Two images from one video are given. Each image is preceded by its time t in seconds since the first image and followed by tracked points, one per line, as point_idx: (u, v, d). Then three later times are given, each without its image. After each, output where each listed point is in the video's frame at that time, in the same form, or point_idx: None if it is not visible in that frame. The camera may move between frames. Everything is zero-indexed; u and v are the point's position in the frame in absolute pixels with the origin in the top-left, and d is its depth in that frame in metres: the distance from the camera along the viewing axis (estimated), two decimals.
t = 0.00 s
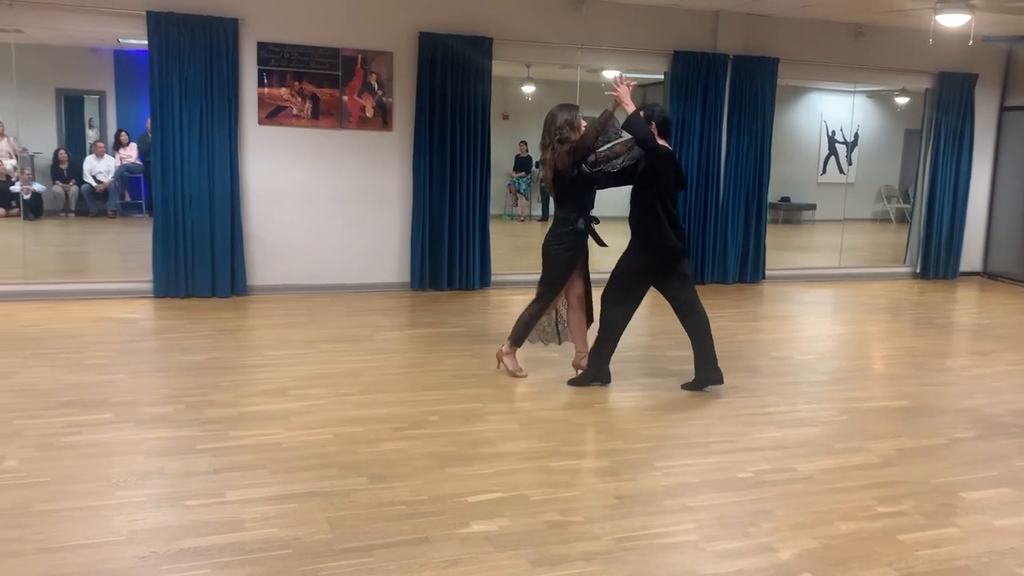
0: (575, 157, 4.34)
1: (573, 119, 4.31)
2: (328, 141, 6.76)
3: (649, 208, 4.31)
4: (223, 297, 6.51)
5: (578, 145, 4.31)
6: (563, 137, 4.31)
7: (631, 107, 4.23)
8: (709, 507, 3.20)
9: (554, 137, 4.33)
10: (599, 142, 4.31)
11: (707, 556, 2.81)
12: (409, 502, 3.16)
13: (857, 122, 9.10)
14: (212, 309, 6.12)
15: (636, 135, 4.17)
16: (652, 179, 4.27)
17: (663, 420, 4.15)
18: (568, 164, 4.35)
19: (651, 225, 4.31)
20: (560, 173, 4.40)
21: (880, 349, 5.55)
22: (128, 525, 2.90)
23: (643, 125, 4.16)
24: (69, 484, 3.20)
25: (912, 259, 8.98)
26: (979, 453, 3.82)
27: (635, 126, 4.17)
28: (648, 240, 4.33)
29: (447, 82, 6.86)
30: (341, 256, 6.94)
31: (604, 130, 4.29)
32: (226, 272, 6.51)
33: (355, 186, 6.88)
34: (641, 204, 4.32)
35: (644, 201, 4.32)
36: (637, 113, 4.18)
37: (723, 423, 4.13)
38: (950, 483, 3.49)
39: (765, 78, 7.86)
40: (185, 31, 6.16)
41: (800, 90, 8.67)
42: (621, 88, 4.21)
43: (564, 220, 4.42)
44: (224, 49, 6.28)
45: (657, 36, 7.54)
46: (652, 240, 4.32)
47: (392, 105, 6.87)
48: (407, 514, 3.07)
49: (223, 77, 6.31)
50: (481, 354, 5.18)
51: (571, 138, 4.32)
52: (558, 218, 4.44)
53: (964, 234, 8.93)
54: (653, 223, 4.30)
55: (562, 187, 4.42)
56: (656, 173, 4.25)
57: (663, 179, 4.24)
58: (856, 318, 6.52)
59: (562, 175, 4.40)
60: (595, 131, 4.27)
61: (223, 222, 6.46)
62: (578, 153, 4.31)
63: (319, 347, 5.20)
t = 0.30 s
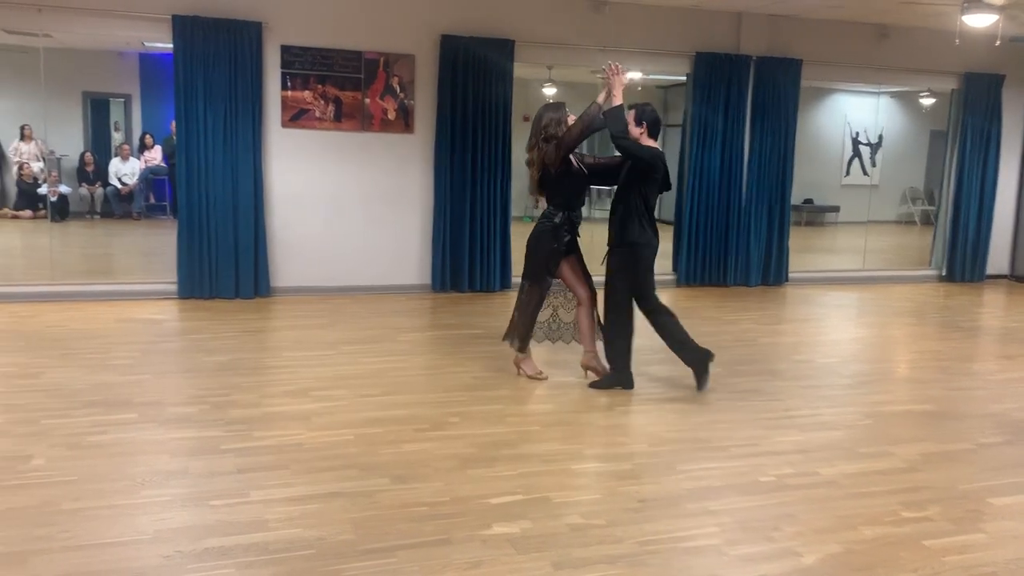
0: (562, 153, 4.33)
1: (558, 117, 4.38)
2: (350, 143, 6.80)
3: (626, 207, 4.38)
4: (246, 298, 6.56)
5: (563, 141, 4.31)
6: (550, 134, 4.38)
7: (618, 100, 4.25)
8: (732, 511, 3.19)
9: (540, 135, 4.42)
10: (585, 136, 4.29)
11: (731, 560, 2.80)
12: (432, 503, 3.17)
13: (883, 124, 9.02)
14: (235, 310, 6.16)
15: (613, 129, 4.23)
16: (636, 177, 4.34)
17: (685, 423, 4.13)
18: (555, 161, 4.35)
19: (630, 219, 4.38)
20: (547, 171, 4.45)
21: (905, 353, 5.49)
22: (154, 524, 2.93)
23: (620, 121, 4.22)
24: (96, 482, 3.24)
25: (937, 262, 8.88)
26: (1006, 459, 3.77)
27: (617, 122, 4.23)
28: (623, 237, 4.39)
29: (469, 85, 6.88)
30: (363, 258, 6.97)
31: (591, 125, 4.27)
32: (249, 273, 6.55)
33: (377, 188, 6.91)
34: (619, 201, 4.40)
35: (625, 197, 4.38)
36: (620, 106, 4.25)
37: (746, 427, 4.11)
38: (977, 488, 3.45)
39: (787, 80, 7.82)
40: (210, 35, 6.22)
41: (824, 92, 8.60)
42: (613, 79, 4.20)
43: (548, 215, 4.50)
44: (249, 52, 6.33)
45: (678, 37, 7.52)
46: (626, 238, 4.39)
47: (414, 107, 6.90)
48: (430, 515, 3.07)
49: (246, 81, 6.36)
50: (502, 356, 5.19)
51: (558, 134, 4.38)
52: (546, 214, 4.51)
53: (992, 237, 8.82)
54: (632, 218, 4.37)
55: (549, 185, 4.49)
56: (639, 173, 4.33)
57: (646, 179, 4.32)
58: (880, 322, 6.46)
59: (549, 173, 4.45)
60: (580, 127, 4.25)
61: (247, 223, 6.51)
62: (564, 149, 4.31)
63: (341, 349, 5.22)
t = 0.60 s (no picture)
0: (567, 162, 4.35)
1: (562, 123, 4.39)
2: (370, 145, 6.82)
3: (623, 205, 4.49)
4: (267, 298, 6.60)
5: (569, 151, 4.32)
6: (553, 140, 4.37)
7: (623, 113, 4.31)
8: (752, 515, 3.17)
9: (543, 141, 4.39)
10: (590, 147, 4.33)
11: (750, 564, 2.78)
12: (451, 505, 3.18)
13: (905, 124, 8.98)
14: (256, 311, 6.20)
15: (620, 140, 4.33)
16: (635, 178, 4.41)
17: (704, 426, 4.11)
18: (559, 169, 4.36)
19: (629, 217, 4.45)
20: (548, 177, 4.43)
21: (928, 356, 5.44)
22: (176, 523, 2.95)
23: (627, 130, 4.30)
24: (118, 481, 3.27)
25: (960, 264, 8.78)
26: None
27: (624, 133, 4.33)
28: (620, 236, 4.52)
29: (488, 86, 6.88)
30: (383, 259, 7.00)
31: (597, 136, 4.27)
32: (270, 273, 6.60)
33: (397, 189, 6.94)
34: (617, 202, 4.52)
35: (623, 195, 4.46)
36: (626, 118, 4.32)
37: (766, 430, 4.08)
38: (1002, 493, 3.40)
39: (809, 81, 7.77)
40: (231, 37, 6.26)
41: (845, 92, 8.56)
42: (617, 91, 4.26)
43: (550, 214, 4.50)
44: (270, 54, 6.37)
45: (698, 38, 7.49)
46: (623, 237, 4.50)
47: (433, 109, 6.92)
48: (448, 516, 3.08)
49: (267, 83, 6.40)
50: (520, 357, 5.19)
51: (561, 141, 4.38)
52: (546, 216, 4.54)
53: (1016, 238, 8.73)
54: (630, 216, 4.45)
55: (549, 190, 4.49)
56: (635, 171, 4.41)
57: (644, 179, 4.40)
58: (902, 324, 6.40)
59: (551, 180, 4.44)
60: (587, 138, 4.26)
61: (268, 224, 6.56)
62: (570, 158, 4.33)
63: (361, 349, 5.25)
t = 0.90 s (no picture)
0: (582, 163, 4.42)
1: (571, 118, 4.47)
2: (382, 146, 6.84)
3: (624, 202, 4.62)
4: (280, 299, 6.63)
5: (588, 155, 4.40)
6: (562, 135, 4.46)
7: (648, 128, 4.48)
8: (765, 517, 3.15)
9: (554, 135, 4.44)
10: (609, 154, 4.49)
11: (764, 566, 2.77)
12: (463, 505, 3.18)
13: (919, 125, 9.06)
14: (268, 312, 6.22)
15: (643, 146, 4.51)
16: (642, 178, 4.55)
17: (718, 428, 4.09)
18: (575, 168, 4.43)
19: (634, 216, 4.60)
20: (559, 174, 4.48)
21: (943, 358, 5.40)
22: (189, 523, 2.96)
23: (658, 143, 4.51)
24: (132, 481, 3.29)
25: (975, 265, 8.71)
26: None
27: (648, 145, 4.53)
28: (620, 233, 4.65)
29: (500, 87, 6.89)
30: (395, 260, 7.01)
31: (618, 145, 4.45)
32: (283, 275, 6.62)
33: (409, 190, 6.95)
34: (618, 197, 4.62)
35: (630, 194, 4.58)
36: (653, 131, 4.53)
37: (780, 432, 4.06)
38: (1019, 496, 3.37)
39: (822, 81, 7.73)
40: (244, 39, 6.29)
41: (859, 92, 8.52)
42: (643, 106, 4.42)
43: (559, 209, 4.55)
44: (282, 56, 6.39)
45: (711, 38, 7.46)
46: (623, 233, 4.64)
47: (445, 110, 6.93)
48: (461, 517, 3.08)
49: (280, 85, 6.42)
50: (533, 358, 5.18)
51: (569, 136, 4.46)
52: (551, 210, 4.53)
53: None
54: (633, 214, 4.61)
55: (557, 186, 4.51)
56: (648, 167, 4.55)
57: (651, 180, 4.56)
58: (916, 325, 6.36)
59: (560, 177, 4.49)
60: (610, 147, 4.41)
61: (281, 225, 6.58)
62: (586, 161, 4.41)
63: (373, 350, 5.26)
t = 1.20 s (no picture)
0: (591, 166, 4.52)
1: (574, 124, 4.60)
2: (388, 147, 6.84)
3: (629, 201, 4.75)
4: (286, 301, 6.64)
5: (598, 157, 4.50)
6: (567, 138, 4.57)
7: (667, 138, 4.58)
8: (772, 517, 3.15)
9: (558, 138, 4.56)
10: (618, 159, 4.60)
11: (771, 568, 2.76)
12: (469, 506, 3.18)
13: (926, 123, 9.01)
14: (275, 313, 6.24)
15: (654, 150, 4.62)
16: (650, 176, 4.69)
17: (724, 429, 4.08)
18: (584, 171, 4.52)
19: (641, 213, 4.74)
20: (566, 176, 4.57)
21: (950, 358, 5.37)
22: (195, 524, 2.97)
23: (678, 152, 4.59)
24: (140, 482, 3.30)
25: (982, 265, 8.68)
26: None
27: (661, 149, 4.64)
28: (622, 230, 4.80)
29: (506, 88, 6.89)
30: (400, 261, 7.02)
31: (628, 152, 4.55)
32: (289, 276, 6.64)
33: (415, 191, 6.95)
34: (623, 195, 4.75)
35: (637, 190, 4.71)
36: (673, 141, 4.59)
37: (786, 432, 4.05)
38: None
39: (828, 81, 7.71)
40: (250, 41, 6.31)
41: (866, 91, 8.49)
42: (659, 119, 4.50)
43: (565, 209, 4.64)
44: (288, 58, 6.40)
45: (716, 38, 7.45)
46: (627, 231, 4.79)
47: (450, 111, 6.93)
48: (467, 518, 3.08)
49: (286, 86, 6.44)
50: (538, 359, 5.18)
51: (573, 140, 4.58)
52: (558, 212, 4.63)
53: None
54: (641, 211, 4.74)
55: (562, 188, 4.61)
56: (657, 167, 4.67)
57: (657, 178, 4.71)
58: (924, 325, 6.33)
59: (567, 179, 4.58)
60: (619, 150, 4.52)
61: (286, 227, 6.59)
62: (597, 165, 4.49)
63: (378, 351, 5.27)
